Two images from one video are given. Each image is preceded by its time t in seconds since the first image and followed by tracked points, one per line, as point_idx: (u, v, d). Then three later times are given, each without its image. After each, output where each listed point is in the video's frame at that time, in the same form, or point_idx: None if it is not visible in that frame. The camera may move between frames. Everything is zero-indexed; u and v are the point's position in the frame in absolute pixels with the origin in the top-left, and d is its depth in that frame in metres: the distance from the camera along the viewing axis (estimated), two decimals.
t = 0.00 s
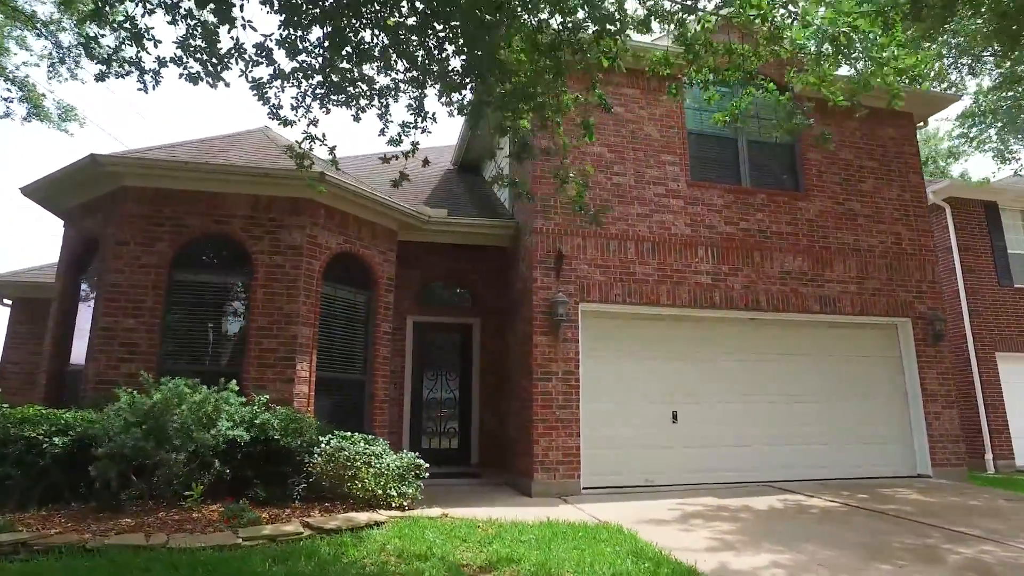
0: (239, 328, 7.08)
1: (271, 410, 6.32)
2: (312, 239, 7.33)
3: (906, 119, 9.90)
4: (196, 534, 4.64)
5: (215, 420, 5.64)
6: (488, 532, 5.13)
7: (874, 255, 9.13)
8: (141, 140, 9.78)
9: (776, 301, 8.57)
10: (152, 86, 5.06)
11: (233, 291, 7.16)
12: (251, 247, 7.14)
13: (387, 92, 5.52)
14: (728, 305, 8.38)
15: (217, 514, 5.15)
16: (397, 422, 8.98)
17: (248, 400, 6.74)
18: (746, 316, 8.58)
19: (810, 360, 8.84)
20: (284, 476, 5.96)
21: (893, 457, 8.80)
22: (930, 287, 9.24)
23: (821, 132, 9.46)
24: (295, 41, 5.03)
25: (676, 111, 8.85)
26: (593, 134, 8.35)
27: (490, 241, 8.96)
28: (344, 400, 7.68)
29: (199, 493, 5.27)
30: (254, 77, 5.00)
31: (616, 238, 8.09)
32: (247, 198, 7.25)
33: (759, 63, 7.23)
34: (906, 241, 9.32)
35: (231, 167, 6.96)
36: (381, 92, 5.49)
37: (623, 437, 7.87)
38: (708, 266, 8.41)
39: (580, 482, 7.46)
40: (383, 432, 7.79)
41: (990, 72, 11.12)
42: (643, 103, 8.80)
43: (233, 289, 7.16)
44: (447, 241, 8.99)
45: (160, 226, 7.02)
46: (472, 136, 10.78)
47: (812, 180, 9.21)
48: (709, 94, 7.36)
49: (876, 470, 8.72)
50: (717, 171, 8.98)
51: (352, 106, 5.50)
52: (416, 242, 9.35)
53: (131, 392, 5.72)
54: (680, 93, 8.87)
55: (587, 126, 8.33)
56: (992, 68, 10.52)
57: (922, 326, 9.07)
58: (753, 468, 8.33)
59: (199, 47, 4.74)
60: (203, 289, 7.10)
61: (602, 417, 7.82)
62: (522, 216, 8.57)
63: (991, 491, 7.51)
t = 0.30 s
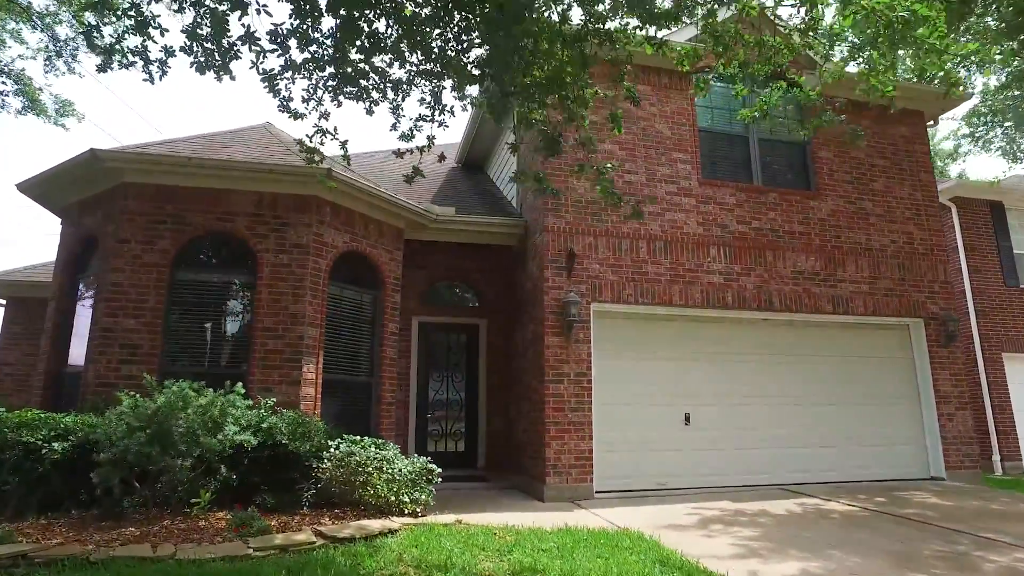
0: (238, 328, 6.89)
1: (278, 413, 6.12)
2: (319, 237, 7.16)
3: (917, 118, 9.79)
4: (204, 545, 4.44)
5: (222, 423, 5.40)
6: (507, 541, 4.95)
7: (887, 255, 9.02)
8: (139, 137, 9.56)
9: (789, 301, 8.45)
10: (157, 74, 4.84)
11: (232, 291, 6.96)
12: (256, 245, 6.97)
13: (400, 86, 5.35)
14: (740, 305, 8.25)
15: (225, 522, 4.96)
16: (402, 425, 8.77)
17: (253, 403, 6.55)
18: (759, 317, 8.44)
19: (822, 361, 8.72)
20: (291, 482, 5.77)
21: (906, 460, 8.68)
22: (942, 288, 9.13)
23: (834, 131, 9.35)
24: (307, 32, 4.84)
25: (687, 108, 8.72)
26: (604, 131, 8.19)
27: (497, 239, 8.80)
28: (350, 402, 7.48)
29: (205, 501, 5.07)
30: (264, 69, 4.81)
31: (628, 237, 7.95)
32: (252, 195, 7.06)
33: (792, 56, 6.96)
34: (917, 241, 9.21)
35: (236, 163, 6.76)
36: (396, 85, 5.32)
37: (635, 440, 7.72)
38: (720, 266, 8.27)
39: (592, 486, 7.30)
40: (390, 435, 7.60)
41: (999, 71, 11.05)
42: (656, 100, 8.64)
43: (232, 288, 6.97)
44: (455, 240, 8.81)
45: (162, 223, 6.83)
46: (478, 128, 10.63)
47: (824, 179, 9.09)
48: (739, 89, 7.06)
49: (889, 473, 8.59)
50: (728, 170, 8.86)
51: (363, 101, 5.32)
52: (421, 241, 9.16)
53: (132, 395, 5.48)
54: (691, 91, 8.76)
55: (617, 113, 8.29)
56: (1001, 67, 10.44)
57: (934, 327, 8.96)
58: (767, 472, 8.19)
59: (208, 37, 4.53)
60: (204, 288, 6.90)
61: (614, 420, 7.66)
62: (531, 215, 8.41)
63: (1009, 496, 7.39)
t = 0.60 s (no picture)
0: (236, 327, 6.72)
1: (282, 415, 5.94)
2: (324, 234, 7.01)
3: (927, 116, 9.71)
4: (211, 555, 4.26)
5: (227, 426, 5.19)
6: (523, 548, 4.80)
7: (897, 255, 8.92)
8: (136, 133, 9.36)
9: (800, 301, 8.33)
10: (163, 65, 4.72)
11: (230, 289, 6.78)
12: (259, 243, 6.81)
13: (411, 79, 5.26)
14: (752, 304, 8.13)
15: (231, 530, 4.78)
16: (406, 426, 8.59)
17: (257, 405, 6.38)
18: (770, 316, 8.32)
19: (833, 362, 8.60)
20: (297, 487, 5.60)
21: (917, 462, 8.57)
22: (953, 288, 9.05)
23: (843, 129, 9.24)
24: (318, 23, 4.69)
25: (697, 105, 8.59)
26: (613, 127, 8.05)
27: (503, 238, 8.65)
28: (355, 404, 7.30)
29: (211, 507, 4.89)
30: (273, 60, 4.69)
31: (639, 235, 7.82)
32: (254, 192, 6.90)
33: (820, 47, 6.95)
34: (928, 240, 9.11)
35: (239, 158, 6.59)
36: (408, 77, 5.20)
37: (646, 442, 7.58)
38: (731, 264, 8.14)
39: (603, 488, 7.14)
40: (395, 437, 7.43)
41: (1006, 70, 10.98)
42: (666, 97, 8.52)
43: (231, 286, 6.79)
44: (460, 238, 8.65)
45: (163, 220, 6.64)
46: (485, 122, 10.52)
47: (835, 177, 8.99)
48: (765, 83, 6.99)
49: (901, 475, 8.48)
50: (738, 168, 8.75)
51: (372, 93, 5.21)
52: (426, 239, 8.99)
53: (133, 398, 5.26)
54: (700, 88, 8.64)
55: (638, 105, 8.21)
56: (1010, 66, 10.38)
57: (945, 327, 8.87)
58: (778, 474, 8.05)
59: (216, 27, 4.38)
60: (204, 286, 6.72)
61: (624, 421, 7.53)
62: (538, 213, 8.27)
63: None
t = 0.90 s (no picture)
0: (233, 327, 6.51)
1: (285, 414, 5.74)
2: (327, 228, 6.84)
3: (937, 112, 9.60)
4: (214, 560, 4.06)
5: (229, 426, 4.98)
6: (538, 552, 4.61)
7: (908, 251, 8.79)
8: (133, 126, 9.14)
9: (811, 298, 8.19)
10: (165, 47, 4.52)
11: (227, 288, 6.58)
12: (261, 237, 6.62)
13: (421, 67, 5.10)
14: (763, 302, 7.98)
15: (233, 534, 4.57)
16: (409, 426, 8.38)
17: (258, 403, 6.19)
18: (780, 314, 8.17)
19: (844, 360, 8.45)
20: (300, 488, 5.39)
21: (930, 461, 8.43)
22: (964, 285, 8.92)
23: (854, 124, 9.12)
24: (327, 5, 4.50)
25: (707, 99, 8.45)
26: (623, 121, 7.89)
27: (508, 233, 8.49)
28: (358, 403, 7.10)
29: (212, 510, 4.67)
30: (280, 43, 4.51)
31: (648, 231, 7.67)
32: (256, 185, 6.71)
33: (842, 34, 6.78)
34: (938, 236, 8.98)
35: (241, 149, 6.40)
36: (419, 63, 5.04)
37: (656, 441, 7.41)
38: (742, 261, 8.00)
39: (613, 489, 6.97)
40: (399, 437, 7.23)
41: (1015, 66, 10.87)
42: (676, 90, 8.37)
43: (229, 284, 6.59)
44: (465, 233, 8.47)
45: (161, 214, 6.44)
46: (490, 117, 10.30)
47: (845, 173, 8.86)
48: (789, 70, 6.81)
49: (913, 476, 8.32)
50: (748, 163, 8.61)
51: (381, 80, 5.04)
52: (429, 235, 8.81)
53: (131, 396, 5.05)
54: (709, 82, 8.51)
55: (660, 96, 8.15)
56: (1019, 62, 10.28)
57: (957, 325, 8.73)
58: (790, 474, 7.89)
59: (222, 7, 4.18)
60: (201, 284, 6.52)
61: (634, 420, 7.36)
62: (545, 208, 8.11)
63: None
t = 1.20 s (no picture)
0: (221, 324, 6.19)
1: (277, 414, 5.47)
2: (320, 219, 6.57)
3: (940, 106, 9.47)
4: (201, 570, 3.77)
5: (217, 426, 4.70)
6: (546, 558, 4.37)
7: (912, 247, 8.64)
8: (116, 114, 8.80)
9: (816, 293, 8.03)
10: (153, 20, 4.26)
11: (215, 285, 6.26)
12: (250, 228, 6.34)
13: (422, 48, 4.86)
14: (768, 297, 7.81)
15: (223, 540, 4.29)
16: (404, 425, 8.10)
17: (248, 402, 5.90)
18: (785, 310, 8.00)
19: (848, 357, 8.29)
20: (292, 491, 5.12)
21: (936, 460, 8.28)
22: (968, 281, 8.79)
23: (858, 118, 8.98)
24: None
25: (710, 91, 8.27)
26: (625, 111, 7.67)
27: (506, 226, 8.26)
28: (352, 401, 6.81)
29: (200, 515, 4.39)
30: (274, 17, 4.27)
31: (651, 224, 7.47)
32: (246, 174, 6.44)
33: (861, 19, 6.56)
34: (942, 232, 8.85)
35: (231, 136, 6.11)
36: (420, 44, 4.81)
37: (659, 440, 7.20)
38: (746, 255, 7.82)
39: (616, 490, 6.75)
40: (394, 437, 6.97)
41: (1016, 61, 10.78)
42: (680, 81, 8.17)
43: (216, 277, 6.28)
44: (462, 227, 8.23)
45: (145, 203, 6.14)
46: (489, 104, 9.99)
47: (849, 167, 8.70)
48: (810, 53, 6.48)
49: (919, 475, 8.16)
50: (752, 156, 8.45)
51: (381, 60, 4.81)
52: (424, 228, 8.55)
53: (112, 395, 4.75)
54: (712, 73, 8.33)
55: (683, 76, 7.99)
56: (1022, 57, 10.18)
57: (961, 322, 8.60)
58: (794, 474, 7.71)
59: None
60: (187, 278, 6.21)
61: (637, 419, 7.14)
62: (545, 200, 7.88)
63: None
